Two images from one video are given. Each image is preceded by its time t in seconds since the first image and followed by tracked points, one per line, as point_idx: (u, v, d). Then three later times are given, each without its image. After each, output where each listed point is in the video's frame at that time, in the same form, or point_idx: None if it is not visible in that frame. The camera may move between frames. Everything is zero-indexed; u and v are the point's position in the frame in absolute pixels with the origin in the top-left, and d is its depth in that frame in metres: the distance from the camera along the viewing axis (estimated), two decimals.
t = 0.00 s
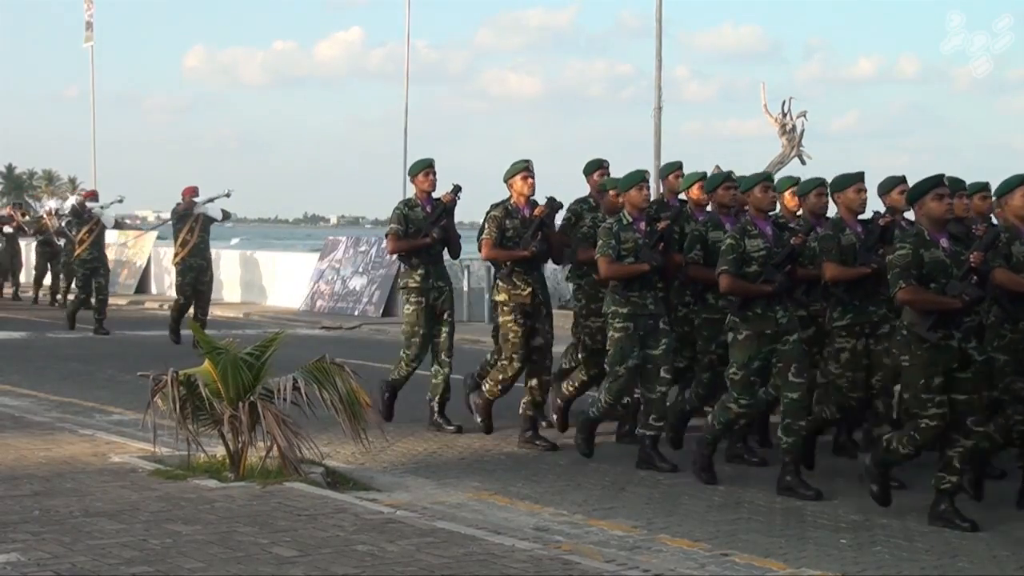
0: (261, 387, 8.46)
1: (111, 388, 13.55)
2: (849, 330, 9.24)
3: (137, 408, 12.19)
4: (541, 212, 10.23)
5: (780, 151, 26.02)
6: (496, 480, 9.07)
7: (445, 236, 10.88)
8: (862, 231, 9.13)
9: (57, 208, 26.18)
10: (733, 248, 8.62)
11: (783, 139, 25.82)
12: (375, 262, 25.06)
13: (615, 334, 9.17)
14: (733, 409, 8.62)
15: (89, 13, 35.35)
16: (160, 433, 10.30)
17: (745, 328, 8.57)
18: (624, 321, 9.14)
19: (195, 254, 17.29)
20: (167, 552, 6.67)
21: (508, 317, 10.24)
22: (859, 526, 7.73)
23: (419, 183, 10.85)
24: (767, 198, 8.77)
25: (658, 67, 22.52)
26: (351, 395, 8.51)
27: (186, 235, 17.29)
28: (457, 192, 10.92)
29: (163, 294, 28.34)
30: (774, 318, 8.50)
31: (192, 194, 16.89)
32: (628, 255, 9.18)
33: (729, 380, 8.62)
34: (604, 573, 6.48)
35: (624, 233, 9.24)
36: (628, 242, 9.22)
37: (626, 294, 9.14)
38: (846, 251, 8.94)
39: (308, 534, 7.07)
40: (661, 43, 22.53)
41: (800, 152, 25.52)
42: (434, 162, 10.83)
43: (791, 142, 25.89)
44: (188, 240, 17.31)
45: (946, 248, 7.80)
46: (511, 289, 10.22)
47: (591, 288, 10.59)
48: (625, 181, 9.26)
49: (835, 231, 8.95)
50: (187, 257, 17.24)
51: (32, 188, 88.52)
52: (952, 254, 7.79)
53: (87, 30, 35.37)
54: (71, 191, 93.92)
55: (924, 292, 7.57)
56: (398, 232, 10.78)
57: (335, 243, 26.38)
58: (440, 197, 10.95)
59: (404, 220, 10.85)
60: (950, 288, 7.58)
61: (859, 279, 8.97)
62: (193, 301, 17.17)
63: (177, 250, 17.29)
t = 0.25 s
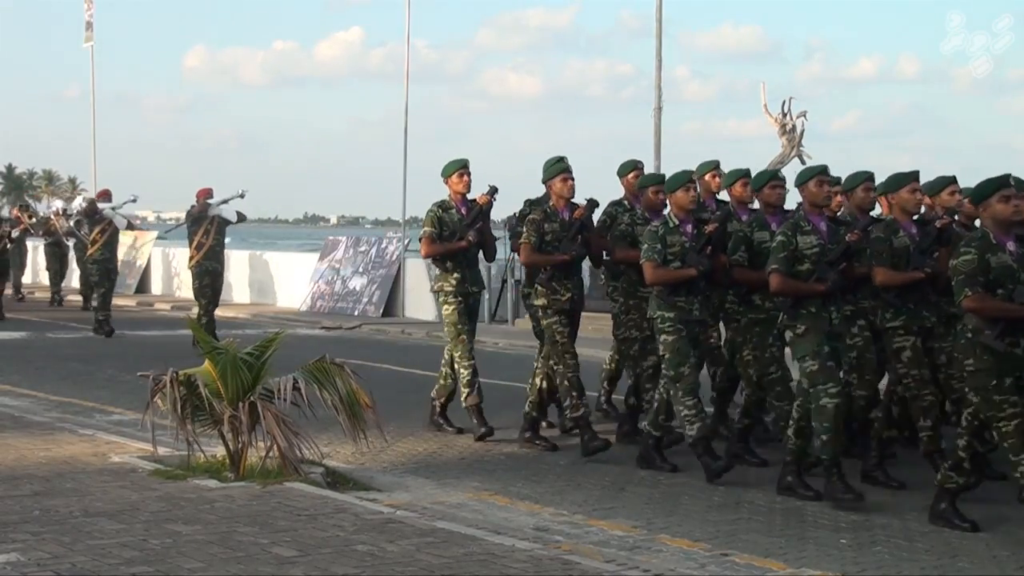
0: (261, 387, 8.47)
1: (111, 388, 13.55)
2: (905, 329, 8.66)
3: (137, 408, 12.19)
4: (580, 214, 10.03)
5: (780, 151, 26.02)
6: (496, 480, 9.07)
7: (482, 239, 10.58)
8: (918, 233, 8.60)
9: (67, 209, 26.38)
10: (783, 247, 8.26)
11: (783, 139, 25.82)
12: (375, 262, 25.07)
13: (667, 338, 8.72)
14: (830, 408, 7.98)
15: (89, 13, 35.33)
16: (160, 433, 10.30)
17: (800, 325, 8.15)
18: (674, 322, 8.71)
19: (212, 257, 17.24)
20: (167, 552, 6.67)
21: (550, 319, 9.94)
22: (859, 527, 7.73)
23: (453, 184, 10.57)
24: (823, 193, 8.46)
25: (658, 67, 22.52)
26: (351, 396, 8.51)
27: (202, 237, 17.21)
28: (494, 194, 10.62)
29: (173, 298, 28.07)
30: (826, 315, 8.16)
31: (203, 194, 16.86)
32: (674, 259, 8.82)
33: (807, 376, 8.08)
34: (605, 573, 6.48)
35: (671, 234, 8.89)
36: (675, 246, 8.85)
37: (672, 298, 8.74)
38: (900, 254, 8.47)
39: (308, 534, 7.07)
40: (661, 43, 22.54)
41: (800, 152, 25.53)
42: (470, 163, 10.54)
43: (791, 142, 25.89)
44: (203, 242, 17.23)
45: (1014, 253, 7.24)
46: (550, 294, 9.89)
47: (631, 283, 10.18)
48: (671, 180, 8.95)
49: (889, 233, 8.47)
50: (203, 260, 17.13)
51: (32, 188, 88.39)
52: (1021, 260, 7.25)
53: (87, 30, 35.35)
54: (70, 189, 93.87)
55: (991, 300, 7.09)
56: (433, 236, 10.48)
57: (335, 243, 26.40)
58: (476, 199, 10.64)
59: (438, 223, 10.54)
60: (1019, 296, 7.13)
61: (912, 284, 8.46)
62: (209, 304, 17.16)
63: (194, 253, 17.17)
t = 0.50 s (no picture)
0: (261, 387, 8.47)
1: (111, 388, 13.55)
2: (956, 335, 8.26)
3: (137, 408, 12.19)
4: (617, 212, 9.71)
5: (780, 151, 26.03)
6: (495, 480, 9.07)
7: (512, 238, 10.21)
8: (969, 234, 8.27)
9: (75, 210, 26.64)
10: (836, 257, 7.92)
11: (783, 139, 25.83)
12: (375, 261, 25.08)
13: (705, 341, 8.49)
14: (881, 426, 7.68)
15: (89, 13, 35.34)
16: (160, 433, 10.31)
17: (855, 338, 7.80)
18: (714, 325, 8.49)
19: (223, 255, 17.12)
20: (166, 552, 6.67)
21: (582, 324, 9.64)
22: (860, 527, 7.73)
23: (482, 183, 10.28)
24: (873, 200, 8.04)
25: (658, 67, 22.52)
26: (352, 396, 8.50)
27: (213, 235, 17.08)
28: (524, 192, 10.29)
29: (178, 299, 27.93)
30: (880, 327, 7.84)
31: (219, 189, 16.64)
32: (716, 258, 8.54)
33: (857, 394, 7.75)
34: (604, 573, 6.48)
35: (712, 232, 8.62)
36: (716, 243, 8.58)
37: (713, 297, 8.54)
38: (952, 256, 8.14)
39: (307, 534, 7.07)
40: (661, 43, 22.55)
41: (800, 152, 25.54)
42: (499, 160, 10.24)
43: (791, 142, 25.90)
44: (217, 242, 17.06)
45: None
46: (585, 294, 9.57)
47: (665, 288, 9.82)
48: (714, 176, 8.66)
49: (940, 235, 8.15)
50: (214, 258, 17.03)
51: (32, 188, 88.35)
52: None
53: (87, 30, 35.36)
54: (70, 189, 93.93)
55: None
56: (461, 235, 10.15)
57: (335, 243, 26.41)
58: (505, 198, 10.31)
59: (467, 222, 10.22)
60: None
61: (966, 286, 8.15)
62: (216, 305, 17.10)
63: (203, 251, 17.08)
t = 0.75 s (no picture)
0: (261, 387, 8.47)
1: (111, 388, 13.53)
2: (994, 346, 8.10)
3: (137, 408, 12.17)
4: (655, 214, 9.46)
5: (780, 151, 26.02)
6: (496, 480, 9.06)
7: (542, 239, 10.00)
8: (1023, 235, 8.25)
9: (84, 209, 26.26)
10: (890, 251, 7.77)
11: (783, 139, 25.83)
12: (375, 261, 25.07)
13: (738, 346, 8.38)
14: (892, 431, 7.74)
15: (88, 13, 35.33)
16: (160, 433, 10.30)
17: (897, 340, 7.69)
18: (750, 330, 8.33)
19: (237, 259, 16.67)
20: (166, 552, 6.66)
21: (609, 330, 9.47)
22: (859, 527, 7.73)
23: (513, 182, 10.04)
24: (927, 195, 7.87)
25: (658, 67, 22.51)
26: (352, 396, 8.49)
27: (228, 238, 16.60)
28: (556, 193, 10.11)
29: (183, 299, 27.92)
30: (930, 328, 7.64)
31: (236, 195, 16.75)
32: (759, 260, 8.39)
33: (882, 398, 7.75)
34: (605, 574, 6.48)
35: (756, 234, 8.45)
36: (761, 245, 8.41)
37: (757, 302, 8.33)
38: (1008, 257, 8.13)
39: (307, 534, 7.07)
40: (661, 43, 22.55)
41: (800, 152, 25.53)
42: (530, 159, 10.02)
43: (790, 142, 25.90)
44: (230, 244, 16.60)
45: None
46: (620, 299, 9.35)
47: (699, 286, 9.46)
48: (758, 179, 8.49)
49: (995, 236, 8.13)
50: (228, 262, 16.59)
51: (32, 187, 88.29)
52: None
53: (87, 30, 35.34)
54: (70, 189, 93.93)
55: None
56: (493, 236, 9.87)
57: (335, 243, 26.42)
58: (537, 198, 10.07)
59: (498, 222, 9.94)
60: None
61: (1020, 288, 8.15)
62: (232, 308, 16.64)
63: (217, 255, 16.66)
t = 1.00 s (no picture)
0: (261, 387, 8.46)
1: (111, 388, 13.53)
2: None
3: (137, 408, 12.17)
4: (698, 213, 9.17)
5: (780, 151, 26.01)
6: (495, 480, 9.06)
7: (581, 240, 9.71)
8: None
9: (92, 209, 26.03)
10: (953, 256, 7.41)
11: (783, 139, 25.82)
12: (375, 261, 25.07)
13: (796, 354, 8.01)
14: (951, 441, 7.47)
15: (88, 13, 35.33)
16: (160, 433, 10.30)
17: (964, 351, 7.35)
18: (808, 339, 7.97)
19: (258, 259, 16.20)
20: (166, 552, 6.66)
21: (661, 333, 9.07)
22: (859, 526, 7.73)
23: (550, 182, 9.82)
24: (993, 199, 7.55)
25: (658, 67, 22.52)
26: (352, 396, 8.49)
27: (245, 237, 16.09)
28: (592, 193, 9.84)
29: (190, 300, 28.15)
30: (1000, 335, 7.29)
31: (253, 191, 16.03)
32: (813, 264, 8.09)
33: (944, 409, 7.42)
34: (605, 574, 6.48)
35: (808, 236, 8.15)
36: (813, 248, 8.12)
37: (811, 308, 8.00)
38: None
39: (307, 534, 7.07)
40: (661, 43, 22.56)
41: (800, 152, 25.53)
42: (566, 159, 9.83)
43: (790, 142, 25.89)
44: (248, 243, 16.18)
45: None
46: (666, 300, 8.99)
47: (745, 293, 9.39)
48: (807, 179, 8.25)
49: None
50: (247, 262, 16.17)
51: (32, 187, 88.25)
52: None
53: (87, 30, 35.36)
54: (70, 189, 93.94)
55: None
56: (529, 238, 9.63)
57: (335, 243, 26.44)
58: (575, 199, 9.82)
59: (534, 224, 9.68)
60: None
61: None
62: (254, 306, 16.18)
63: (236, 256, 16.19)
